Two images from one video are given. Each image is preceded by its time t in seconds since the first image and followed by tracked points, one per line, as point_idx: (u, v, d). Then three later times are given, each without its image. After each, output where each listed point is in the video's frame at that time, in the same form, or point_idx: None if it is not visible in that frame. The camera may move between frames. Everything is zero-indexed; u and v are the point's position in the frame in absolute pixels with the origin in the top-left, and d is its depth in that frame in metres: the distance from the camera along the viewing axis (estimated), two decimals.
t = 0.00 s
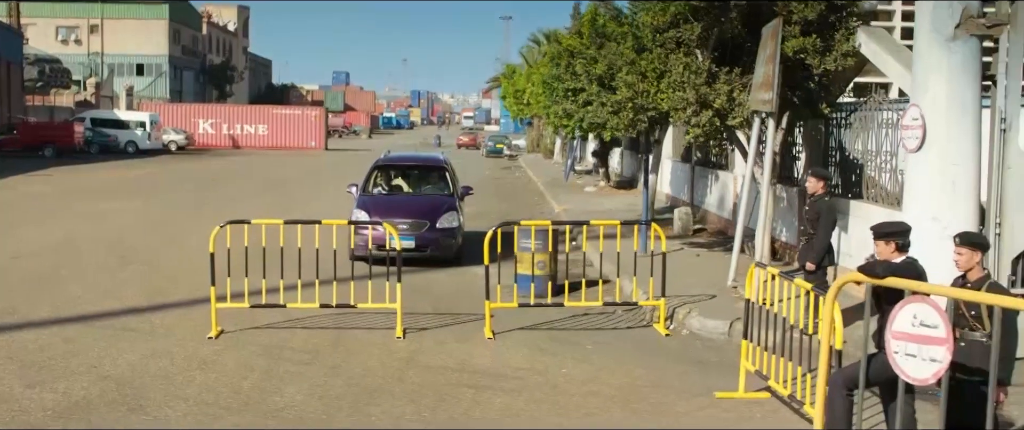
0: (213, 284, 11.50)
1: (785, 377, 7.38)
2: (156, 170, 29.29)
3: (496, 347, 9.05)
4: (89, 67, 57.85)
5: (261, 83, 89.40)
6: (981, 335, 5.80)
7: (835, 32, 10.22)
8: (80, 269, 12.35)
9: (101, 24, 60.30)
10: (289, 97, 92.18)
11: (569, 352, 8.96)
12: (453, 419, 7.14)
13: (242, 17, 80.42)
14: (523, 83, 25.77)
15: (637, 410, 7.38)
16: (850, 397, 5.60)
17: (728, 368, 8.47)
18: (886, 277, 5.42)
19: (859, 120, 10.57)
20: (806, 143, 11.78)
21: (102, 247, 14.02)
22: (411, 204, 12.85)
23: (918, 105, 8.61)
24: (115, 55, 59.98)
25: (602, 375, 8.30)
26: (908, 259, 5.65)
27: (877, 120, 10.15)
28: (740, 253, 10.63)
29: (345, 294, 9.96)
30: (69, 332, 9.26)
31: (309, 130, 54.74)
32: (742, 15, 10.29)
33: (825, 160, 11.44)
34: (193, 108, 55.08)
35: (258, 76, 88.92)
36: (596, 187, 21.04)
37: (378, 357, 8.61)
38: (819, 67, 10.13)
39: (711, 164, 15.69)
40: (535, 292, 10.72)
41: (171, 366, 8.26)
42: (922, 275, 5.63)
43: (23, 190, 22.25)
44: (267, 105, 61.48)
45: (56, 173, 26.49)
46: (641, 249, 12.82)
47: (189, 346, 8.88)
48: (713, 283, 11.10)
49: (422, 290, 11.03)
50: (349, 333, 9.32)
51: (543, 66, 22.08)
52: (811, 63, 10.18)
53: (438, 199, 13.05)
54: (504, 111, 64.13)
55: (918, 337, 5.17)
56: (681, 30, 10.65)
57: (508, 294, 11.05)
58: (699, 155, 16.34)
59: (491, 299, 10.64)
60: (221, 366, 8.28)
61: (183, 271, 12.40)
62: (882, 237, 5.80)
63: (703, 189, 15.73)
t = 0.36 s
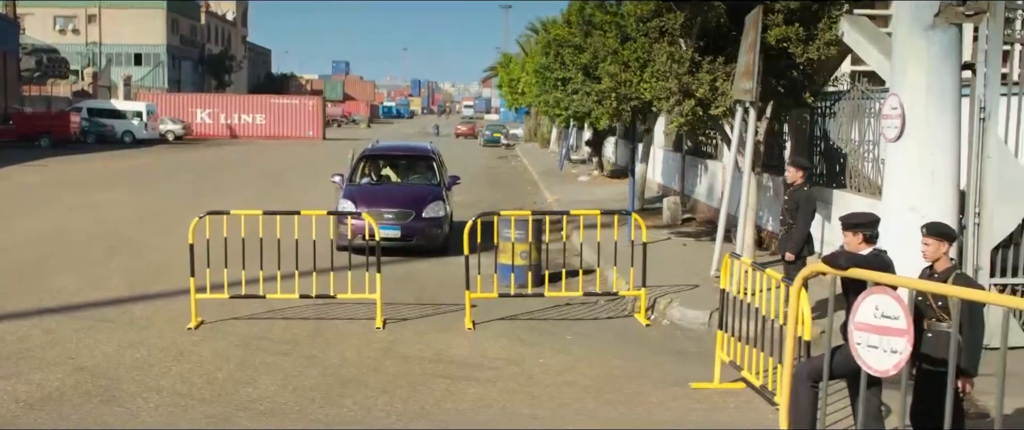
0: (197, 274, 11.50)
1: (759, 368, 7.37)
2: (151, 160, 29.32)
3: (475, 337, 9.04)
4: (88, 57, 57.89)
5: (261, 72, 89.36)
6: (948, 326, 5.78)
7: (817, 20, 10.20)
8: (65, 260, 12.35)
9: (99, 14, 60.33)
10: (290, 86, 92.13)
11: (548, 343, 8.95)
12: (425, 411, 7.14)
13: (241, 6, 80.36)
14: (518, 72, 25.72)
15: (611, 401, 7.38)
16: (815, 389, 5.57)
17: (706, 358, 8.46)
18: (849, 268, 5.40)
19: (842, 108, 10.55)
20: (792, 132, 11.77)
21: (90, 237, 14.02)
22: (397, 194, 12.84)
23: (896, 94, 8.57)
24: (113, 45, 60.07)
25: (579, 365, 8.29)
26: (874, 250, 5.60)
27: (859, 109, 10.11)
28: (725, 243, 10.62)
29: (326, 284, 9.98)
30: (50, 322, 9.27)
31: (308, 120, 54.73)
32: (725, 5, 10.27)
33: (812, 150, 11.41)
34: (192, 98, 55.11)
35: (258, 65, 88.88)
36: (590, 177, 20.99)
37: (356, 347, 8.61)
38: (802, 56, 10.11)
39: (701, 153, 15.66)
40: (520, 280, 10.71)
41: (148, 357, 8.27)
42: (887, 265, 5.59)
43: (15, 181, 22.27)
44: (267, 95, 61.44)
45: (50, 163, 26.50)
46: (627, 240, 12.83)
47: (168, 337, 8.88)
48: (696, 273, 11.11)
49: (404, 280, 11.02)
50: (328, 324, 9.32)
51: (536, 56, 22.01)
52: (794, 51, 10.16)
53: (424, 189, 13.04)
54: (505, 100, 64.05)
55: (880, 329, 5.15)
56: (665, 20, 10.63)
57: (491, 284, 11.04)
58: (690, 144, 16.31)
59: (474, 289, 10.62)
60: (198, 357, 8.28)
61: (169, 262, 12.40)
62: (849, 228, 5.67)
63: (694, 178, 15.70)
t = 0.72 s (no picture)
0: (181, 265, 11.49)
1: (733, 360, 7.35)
2: (145, 153, 29.34)
3: (454, 329, 9.03)
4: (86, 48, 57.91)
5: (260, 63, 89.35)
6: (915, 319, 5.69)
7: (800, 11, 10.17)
8: (49, 252, 12.34)
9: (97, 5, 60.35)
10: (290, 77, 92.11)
11: (527, 334, 8.94)
12: (397, 402, 7.13)
13: None
14: (512, 63, 25.68)
15: (585, 393, 7.37)
16: (779, 382, 5.52)
17: (684, 350, 8.44)
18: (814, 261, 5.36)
19: (826, 99, 10.52)
20: (778, 124, 11.74)
21: (76, 229, 14.02)
22: (383, 185, 12.82)
23: (876, 85, 8.53)
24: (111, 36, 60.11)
25: (556, 356, 8.28)
26: (840, 243, 5.51)
27: (843, 100, 10.05)
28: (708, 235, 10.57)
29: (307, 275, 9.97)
30: (29, 314, 9.26)
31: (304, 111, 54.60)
32: None
33: (798, 141, 11.36)
34: (190, 88, 55.13)
35: (258, 55, 88.86)
36: (582, 168, 20.97)
37: (334, 339, 8.60)
38: (785, 47, 10.04)
39: (691, 143, 15.62)
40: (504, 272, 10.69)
41: (124, 349, 8.26)
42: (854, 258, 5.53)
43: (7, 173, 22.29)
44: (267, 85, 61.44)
45: (43, 154, 26.52)
46: (613, 232, 12.80)
47: (147, 329, 8.87)
48: (681, 265, 11.08)
49: (388, 272, 11.01)
50: (308, 315, 9.31)
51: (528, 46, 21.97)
52: (777, 42, 10.12)
53: (411, 180, 13.01)
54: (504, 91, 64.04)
55: (841, 321, 5.13)
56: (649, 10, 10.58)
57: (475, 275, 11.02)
58: (680, 135, 16.27)
59: (457, 280, 10.60)
60: (175, 349, 8.28)
61: (154, 254, 12.40)
62: (817, 220, 5.56)
63: (684, 168, 15.66)
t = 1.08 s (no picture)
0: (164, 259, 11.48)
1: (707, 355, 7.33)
2: (140, 146, 29.36)
3: (433, 323, 9.01)
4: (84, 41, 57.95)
5: (260, 56, 89.42)
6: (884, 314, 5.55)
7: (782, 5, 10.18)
8: (34, 246, 12.34)
9: None
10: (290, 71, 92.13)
11: (505, 328, 8.92)
12: (370, 397, 7.12)
13: None
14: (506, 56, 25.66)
15: (558, 388, 7.36)
16: (744, 377, 5.48)
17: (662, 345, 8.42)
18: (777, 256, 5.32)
19: (809, 93, 10.52)
20: (763, 118, 11.75)
21: (63, 223, 14.02)
22: (368, 179, 12.80)
23: (854, 79, 8.50)
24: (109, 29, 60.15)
25: (533, 351, 8.26)
26: (805, 237, 5.46)
27: (825, 94, 10.05)
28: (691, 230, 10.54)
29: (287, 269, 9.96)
30: (8, 308, 9.25)
31: (301, 104, 54.31)
32: None
33: (782, 135, 11.37)
34: (187, 82, 55.14)
35: (258, 49, 88.89)
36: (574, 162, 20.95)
37: (311, 333, 8.59)
38: (768, 40, 10.10)
39: (680, 137, 15.60)
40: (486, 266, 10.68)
41: (101, 343, 8.25)
42: (818, 253, 5.48)
43: None
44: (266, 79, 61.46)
45: (37, 148, 26.56)
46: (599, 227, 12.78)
47: (125, 323, 8.86)
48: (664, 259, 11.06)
49: (371, 266, 11.00)
50: (287, 310, 9.30)
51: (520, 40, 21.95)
52: (760, 35, 10.15)
53: (397, 174, 12.99)
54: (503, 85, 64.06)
55: (803, 316, 5.10)
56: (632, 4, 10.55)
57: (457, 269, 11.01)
58: (669, 129, 16.25)
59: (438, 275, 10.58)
60: (151, 343, 8.27)
61: (139, 248, 12.38)
62: (781, 215, 5.53)
63: (673, 162, 15.65)
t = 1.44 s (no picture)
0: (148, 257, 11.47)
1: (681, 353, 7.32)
2: (133, 144, 29.36)
3: (413, 321, 9.01)
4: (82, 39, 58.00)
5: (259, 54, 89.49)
6: (851, 312, 5.47)
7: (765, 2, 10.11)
8: (19, 243, 12.33)
9: None
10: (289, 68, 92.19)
11: (484, 325, 8.92)
12: (343, 395, 7.10)
13: None
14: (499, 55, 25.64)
15: (533, 386, 7.34)
16: (709, 376, 5.47)
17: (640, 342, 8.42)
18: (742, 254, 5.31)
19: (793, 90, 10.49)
20: (749, 116, 11.75)
21: (50, 221, 14.01)
22: (354, 177, 12.79)
23: (834, 76, 8.47)
24: (106, 27, 60.25)
25: (511, 349, 8.24)
26: (770, 236, 5.44)
27: (808, 92, 10.03)
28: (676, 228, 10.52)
29: (268, 267, 9.97)
30: None
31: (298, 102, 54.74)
32: None
33: (768, 132, 11.36)
34: (184, 79, 55.16)
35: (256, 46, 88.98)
36: (566, 160, 20.96)
37: (289, 332, 8.59)
38: (751, 38, 10.02)
39: (669, 135, 15.61)
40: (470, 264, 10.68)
41: (78, 341, 8.24)
42: (784, 251, 5.45)
43: None
44: (265, 76, 61.50)
45: (30, 145, 26.57)
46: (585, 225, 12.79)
47: (104, 321, 8.86)
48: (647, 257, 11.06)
49: (353, 265, 11.00)
50: (267, 308, 9.29)
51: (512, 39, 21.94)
52: (742, 32, 10.08)
53: (384, 172, 12.98)
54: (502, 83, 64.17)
55: (766, 315, 5.07)
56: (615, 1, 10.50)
57: (441, 267, 11.01)
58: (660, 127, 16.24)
59: (420, 273, 10.57)
60: (128, 341, 8.26)
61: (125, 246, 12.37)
62: (747, 213, 5.50)
63: (663, 159, 15.65)
